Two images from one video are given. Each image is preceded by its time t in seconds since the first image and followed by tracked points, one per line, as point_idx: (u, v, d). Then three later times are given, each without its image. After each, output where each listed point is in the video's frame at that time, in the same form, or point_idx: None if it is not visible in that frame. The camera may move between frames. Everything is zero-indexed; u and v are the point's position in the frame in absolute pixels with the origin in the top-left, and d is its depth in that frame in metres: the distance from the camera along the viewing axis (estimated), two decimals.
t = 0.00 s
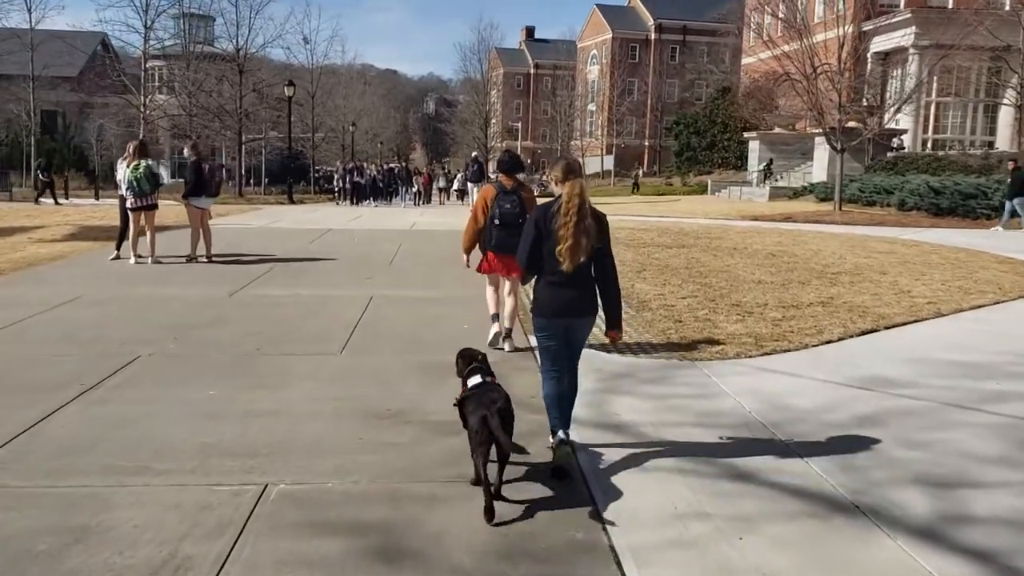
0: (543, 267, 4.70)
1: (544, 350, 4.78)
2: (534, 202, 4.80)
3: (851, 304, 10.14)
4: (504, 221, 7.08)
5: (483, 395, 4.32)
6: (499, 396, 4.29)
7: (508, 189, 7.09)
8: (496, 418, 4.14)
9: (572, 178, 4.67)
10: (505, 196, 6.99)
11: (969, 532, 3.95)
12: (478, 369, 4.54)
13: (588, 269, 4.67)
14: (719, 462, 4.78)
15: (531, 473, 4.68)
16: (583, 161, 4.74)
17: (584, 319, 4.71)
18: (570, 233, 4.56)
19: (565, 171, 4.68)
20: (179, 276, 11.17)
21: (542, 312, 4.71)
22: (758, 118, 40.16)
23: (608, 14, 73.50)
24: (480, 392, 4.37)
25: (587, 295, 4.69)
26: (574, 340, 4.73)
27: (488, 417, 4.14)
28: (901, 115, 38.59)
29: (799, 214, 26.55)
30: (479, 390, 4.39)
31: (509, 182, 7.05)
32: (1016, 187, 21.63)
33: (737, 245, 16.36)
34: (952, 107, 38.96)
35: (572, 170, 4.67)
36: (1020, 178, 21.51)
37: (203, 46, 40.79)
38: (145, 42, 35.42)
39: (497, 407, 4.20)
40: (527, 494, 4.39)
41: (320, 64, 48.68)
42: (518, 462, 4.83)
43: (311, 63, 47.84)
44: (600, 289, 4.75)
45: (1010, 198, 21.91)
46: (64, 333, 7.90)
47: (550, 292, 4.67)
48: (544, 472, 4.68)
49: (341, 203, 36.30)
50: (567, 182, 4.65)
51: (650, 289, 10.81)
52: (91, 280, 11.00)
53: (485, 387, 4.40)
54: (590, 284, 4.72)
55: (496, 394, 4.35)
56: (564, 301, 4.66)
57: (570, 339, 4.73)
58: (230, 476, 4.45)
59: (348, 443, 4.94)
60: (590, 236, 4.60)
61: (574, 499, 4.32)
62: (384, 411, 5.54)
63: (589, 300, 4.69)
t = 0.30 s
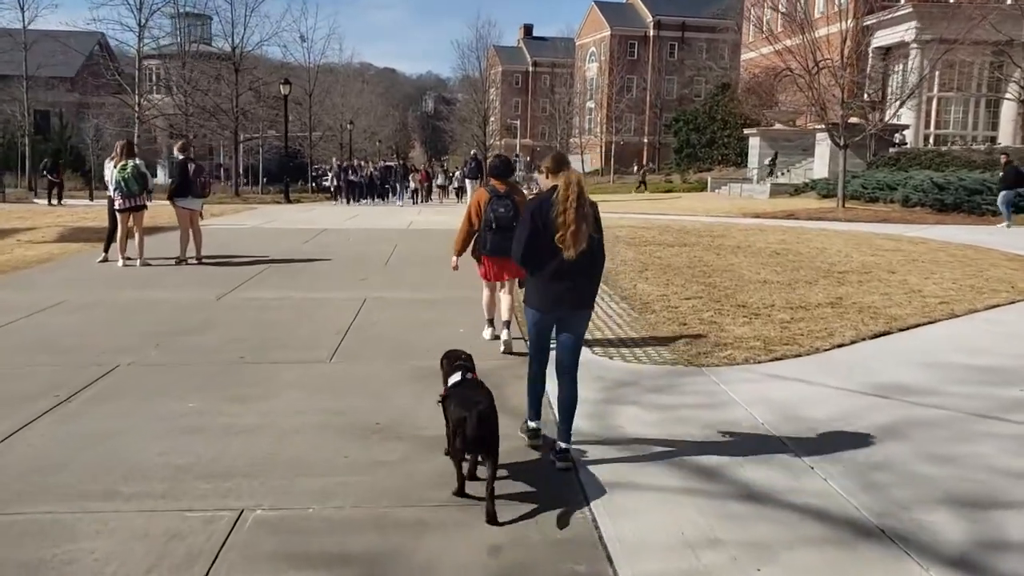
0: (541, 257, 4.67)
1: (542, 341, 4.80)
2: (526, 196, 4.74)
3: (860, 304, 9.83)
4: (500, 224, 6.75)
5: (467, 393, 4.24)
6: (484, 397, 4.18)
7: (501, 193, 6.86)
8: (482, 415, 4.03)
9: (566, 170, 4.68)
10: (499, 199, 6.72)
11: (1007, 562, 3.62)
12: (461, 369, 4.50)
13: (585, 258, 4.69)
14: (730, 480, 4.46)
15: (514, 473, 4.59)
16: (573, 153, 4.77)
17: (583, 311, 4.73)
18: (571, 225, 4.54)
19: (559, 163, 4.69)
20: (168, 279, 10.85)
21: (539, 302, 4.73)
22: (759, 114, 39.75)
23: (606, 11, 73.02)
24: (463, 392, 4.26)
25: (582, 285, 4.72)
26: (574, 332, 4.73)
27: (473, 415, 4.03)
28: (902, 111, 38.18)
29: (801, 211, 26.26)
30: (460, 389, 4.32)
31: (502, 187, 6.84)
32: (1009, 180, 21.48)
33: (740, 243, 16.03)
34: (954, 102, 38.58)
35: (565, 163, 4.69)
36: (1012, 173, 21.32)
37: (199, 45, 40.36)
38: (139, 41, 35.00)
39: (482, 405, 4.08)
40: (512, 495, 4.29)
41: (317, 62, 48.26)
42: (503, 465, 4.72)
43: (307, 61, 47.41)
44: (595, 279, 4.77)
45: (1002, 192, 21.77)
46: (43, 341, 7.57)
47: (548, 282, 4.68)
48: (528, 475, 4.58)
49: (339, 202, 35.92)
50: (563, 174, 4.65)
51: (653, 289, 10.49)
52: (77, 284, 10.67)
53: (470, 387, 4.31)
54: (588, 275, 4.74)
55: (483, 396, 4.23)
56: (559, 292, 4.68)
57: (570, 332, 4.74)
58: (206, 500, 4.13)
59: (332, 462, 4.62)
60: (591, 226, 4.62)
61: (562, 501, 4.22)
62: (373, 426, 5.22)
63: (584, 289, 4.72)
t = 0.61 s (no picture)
0: (528, 261, 4.67)
1: (530, 346, 4.79)
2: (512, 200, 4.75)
3: (874, 308, 9.46)
4: (492, 218, 6.65)
5: (446, 400, 4.14)
6: (463, 402, 4.09)
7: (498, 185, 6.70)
8: (465, 424, 3.90)
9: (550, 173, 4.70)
10: (494, 193, 6.52)
11: None
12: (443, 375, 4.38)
13: (573, 261, 4.69)
14: (748, 514, 4.09)
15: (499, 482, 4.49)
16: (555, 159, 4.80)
17: (570, 315, 4.74)
18: (557, 229, 4.56)
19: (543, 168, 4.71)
20: (158, 283, 10.51)
21: (527, 307, 4.73)
22: (764, 110, 39.34)
23: (610, 6, 72.47)
24: (446, 401, 4.14)
25: (571, 289, 4.72)
26: (562, 336, 4.75)
27: (455, 424, 3.88)
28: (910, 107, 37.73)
29: (808, 208, 25.85)
30: (441, 396, 4.23)
31: (499, 180, 6.62)
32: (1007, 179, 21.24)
33: (748, 242, 15.67)
34: (962, 97, 38.09)
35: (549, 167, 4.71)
36: (1008, 171, 21.08)
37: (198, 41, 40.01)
38: (137, 36, 34.67)
39: (463, 414, 3.96)
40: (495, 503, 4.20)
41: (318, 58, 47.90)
42: (488, 473, 4.63)
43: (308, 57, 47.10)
44: (583, 285, 4.76)
45: (999, 191, 21.57)
46: (21, 349, 7.23)
47: (536, 287, 4.68)
48: (515, 482, 4.48)
49: (339, 200, 35.57)
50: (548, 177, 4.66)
51: (659, 293, 10.15)
52: (64, 287, 10.34)
53: (453, 394, 4.19)
54: (575, 278, 4.75)
55: (462, 402, 4.11)
56: (548, 296, 4.67)
57: (558, 336, 4.75)
58: (174, 537, 3.76)
59: (314, 489, 4.28)
60: (576, 228, 4.63)
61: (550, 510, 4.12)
62: (361, 447, 4.85)
63: (573, 293, 4.73)
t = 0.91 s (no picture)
0: (528, 253, 4.54)
1: (530, 342, 4.60)
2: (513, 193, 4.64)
3: (898, 310, 9.07)
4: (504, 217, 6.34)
5: (445, 391, 4.10)
6: (462, 395, 4.04)
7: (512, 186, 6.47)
8: (452, 420, 3.87)
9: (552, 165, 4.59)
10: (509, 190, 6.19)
11: None
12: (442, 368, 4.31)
13: (576, 252, 4.54)
14: (786, 539, 3.72)
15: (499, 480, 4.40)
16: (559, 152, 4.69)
17: (571, 309, 4.58)
18: (556, 217, 4.42)
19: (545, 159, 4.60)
20: (155, 283, 10.18)
21: (528, 302, 4.56)
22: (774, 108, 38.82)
23: (617, 3, 71.86)
24: (445, 393, 4.09)
25: (573, 280, 4.57)
26: (563, 330, 4.57)
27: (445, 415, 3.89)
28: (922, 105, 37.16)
29: (820, 207, 25.41)
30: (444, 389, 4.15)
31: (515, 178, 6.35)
32: (1007, 175, 20.77)
33: (762, 242, 15.28)
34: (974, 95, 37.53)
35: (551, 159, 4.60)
36: (1012, 167, 20.59)
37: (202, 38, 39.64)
38: (139, 34, 34.30)
39: (455, 407, 3.92)
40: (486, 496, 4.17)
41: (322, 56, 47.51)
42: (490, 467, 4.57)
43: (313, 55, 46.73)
44: (584, 277, 4.61)
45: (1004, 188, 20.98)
46: (7, 352, 6.90)
47: (537, 279, 4.52)
48: (514, 479, 4.40)
49: (343, 199, 35.17)
50: (550, 169, 4.55)
51: (672, 293, 9.79)
52: (58, 287, 10.02)
53: (452, 387, 4.14)
54: (576, 271, 4.59)
55: (460, 395, 4.06)
56: (549, 289, 4.51)
57: (558, 331, 4.57)
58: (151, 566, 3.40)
59: (309, 509, 3.94)
60: (577, 219, 4.48)
61: (543, 508, 4.05)
62: (361, 464, 4.50)
63: (575, 286, 4.57)
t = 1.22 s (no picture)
0: (546, 252, 4.48)
1: (547, 342, 4.58)
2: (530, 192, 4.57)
3: (935, 315, 8.61)
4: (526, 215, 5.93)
5: (438, 401, 4.01)
6: (456, 404, 3.96)
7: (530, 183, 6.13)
8: (460, 425, 3.83)
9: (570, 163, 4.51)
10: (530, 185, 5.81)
11: None
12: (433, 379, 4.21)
13: (593, 253, 4.48)
14: None
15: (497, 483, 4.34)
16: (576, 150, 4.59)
17: (590, 308, 4.54)
18: (575, 217, 4.35)
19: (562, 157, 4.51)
20: (160, 288, 9.86)
21: (546, 301, 4.52)
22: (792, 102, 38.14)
23: None
24: (435, 401, 4.03)
25: (593, 281, 4.51)
26: (581, 329, 4.54)
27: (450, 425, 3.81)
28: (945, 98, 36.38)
29: (841, 203, 24.88)
30: (430, 399, 4.07)
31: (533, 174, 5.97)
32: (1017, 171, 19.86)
33: (786, 241, 14.80)
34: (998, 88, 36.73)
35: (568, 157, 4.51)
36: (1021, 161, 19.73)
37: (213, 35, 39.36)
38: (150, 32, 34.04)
39: (457, 416, 3.87)
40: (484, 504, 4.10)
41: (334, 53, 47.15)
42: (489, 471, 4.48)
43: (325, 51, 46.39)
44: (604, 277, 4.56)
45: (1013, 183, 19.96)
46: None
47: (555, 279, 4.48)
48: (514, 482, 4.33)
49: (356, 197, 34.82)
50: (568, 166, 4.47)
51: (695, 297, 9.39)
52: (60, 292, 9.71)
53: (441, 395, 4.08)
54: (596, 270, 4.54)
55: (453, 403, 3.99)
56: (568, 289, 4.47)
57: (576, 331, 4.56)
58: None
59: (307, 547, 3.59)
60: (596, 217, 4.42)
61: (548, 509, 4.02)
62: (368, 493, 4.14)
63: (595, 286, 4.52)
